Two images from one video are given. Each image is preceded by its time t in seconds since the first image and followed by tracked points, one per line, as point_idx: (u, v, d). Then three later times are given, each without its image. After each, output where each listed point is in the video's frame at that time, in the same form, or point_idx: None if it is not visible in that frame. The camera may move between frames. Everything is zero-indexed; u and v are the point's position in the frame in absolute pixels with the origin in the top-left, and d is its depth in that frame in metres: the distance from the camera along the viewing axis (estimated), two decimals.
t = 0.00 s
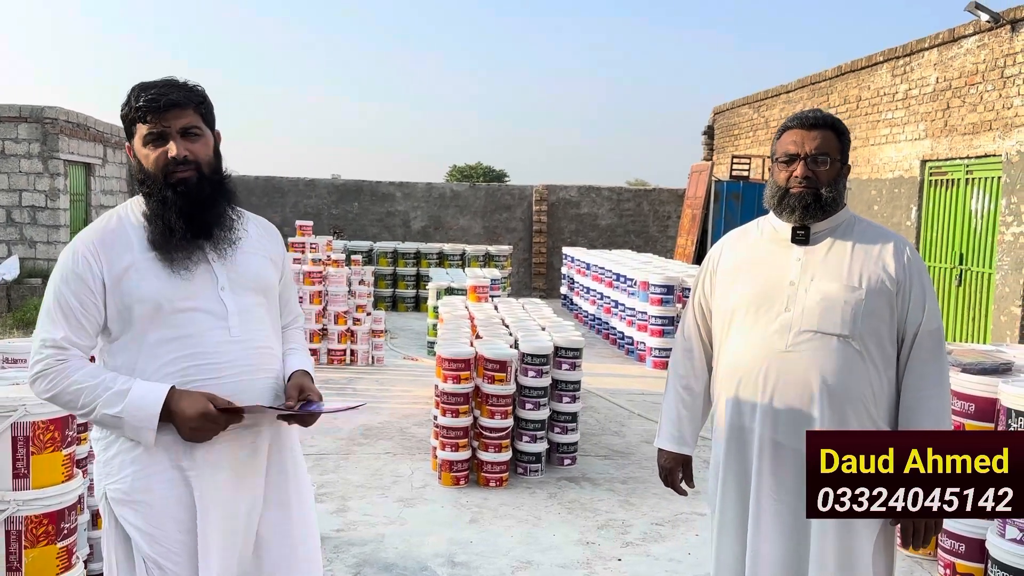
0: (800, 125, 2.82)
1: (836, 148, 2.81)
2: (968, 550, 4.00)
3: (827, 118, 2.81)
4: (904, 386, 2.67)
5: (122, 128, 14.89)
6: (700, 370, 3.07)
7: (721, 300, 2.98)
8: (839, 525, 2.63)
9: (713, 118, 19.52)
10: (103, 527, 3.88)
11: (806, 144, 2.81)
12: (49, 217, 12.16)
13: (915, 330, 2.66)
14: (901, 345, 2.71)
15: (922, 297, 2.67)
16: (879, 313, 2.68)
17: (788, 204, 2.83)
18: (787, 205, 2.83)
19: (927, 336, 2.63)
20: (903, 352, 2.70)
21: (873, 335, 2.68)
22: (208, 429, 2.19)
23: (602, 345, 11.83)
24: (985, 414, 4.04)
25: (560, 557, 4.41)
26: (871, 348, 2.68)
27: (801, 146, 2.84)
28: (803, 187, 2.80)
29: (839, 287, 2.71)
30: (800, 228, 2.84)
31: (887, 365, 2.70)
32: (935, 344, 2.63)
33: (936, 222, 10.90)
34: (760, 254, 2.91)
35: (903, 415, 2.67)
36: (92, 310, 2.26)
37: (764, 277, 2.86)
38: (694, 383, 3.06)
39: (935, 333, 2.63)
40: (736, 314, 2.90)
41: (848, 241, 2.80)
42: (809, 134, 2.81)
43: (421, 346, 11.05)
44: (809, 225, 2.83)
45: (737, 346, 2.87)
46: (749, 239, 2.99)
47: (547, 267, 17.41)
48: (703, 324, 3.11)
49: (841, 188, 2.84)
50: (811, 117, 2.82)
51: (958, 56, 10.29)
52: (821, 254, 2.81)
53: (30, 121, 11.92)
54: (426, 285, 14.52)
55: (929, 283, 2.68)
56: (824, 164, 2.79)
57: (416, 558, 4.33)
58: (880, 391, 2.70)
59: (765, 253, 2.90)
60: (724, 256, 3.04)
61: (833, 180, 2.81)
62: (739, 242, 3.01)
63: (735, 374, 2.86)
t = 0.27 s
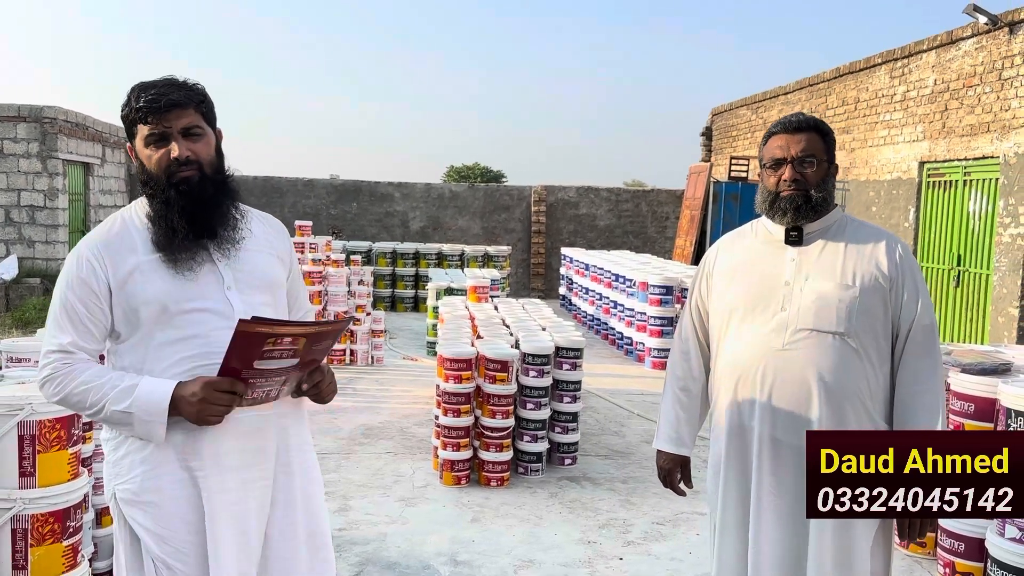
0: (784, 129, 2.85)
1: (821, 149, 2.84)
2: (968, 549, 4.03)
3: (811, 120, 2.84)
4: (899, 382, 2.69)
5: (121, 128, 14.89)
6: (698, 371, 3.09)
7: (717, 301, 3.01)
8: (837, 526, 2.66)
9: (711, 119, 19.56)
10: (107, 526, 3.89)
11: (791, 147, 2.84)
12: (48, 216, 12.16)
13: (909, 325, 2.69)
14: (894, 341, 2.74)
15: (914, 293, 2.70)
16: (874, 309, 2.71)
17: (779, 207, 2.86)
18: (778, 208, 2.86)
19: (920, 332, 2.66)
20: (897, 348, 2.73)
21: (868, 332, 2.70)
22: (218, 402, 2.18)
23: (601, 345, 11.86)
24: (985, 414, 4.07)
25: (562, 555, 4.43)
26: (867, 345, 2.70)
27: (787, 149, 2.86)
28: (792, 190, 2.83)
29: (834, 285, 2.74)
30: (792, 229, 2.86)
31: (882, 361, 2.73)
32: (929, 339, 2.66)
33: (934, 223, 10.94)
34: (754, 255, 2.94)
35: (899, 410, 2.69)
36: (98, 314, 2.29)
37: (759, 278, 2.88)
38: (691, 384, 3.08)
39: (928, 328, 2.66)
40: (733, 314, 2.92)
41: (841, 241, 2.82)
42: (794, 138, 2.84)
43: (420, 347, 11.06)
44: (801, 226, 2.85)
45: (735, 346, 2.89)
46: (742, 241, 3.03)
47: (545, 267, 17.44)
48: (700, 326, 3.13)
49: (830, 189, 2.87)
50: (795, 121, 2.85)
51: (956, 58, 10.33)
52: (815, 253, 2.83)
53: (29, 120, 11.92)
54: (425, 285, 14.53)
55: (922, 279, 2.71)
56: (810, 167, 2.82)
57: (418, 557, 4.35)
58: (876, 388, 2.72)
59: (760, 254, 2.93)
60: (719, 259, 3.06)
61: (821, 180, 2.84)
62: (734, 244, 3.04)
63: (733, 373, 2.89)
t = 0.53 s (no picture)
0: (762, 134, 2.88)
1: (800, 150, 2.86)
2: (966, 548, 4.06)
3: (787, 123, 2.87)
4: (887, 375, 2.71)
5: (120, 128, 14.88)
6: (691, 373, 3.10)
7: (708, 304, 3.02)
8: (831, 526, 2.68)
9: (709, 120, 19.59)
10: (109, 524, 3.93)
11: (769, 150, 2.86)
12: (46, 216, 12.16)
13: (893, 320, 2.71)
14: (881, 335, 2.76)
15: (898, 286, 2.71)
16: (860, 305, 2.73)
17: (762, 209, 2.88)
18: (761, 211, 2.89)
19: (905, 326, 2.68)
20: (883, 342, 2.75)
21: (854, 329, 2.72)
22: (213, 377, 2.20)
23: (599, 345, 11.88)
24: (983, 413, 4.09)
25: (562, 554, 4.45)
26: (853, 342, 2.72)
27: (765, 153, 2.89)
28: (774, 193, 2.85)
29: (819, 285, 2.76)
30: (777, 231, 2.89)
31: (870, 357, 2.75)
32: (914, 331, 2.67)
33: (932, 224, 10.98)
34: (741, 259, 2.96)
35: (886, 403, 2.71)
36: (111, 312, 2.33)
37: (747, 281, 2.90)
38: (685, 388, 3.08)
39: (913, 321, 2.67)
40: (723, 317, 2.94)
41: (824, 241, 2.85)
42: (771, 141, 2.86)
43: (419, 347, 11.07)
44: (786, 227, 2.88)
45: (725, 348, 2.91)
46: (728, 245, 3.05)
47: (543, 268, 17.46)
48: (691, 329, 3.14)
49: (810, 187, 2.90)
50: (771, 124, 2.88)
51: (954, 59, 10.36)
52: (800, 254, 2.86)
53: (28, 121, 11.91)
54: (423, 286, 14.54)
55: (906, 273, 2.73)
56: (789, 167, 2.84)
57: (419, 556, 4.36)
58: (865, 384, 2.74)
59: (747, 257, 2.95)
60: (708, 263, 3.09)
61: (800, 181, 2.87)
62: (721, 249, 3.07)
63: (724, 374, 2.90)
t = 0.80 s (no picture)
0: (736, 140, 2.90)
1: (775, 154, 2.88)
2: (963, 547, 4.08)
3: (762, 127, 2.88)
4: (871, 371, 2.73)
5: (118, 129, 14.88)
6: (680, 378, 3.11)
7: (695, 309, 3.03)
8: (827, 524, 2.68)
9: (707, 121, 19.61)
10: (109, 524, 3.96)
11: (745, 156, 2.88)
12: (45, 217, 12.17)
13: (875, 317, 2.73)
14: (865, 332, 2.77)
15: (880, 282, 2.73)
16: (843, 304, 2.74)
17: (741, 214, 2.90)
18: (740, 216, 2.90)
19: (886, 322, 2.69)
20: (867, 339, 2.76)
21: (839, 329, 2.74)
22: (227, 394, 2.25)
23: (598, 346, 11.90)
24: (980, 413, 4.10)
25: (561, 554, 4.46)
26: (838, 342, 2.74)
27: (741, 159, 2.91)
28: (752, 198, 2.86)
29: (803, 286, 2.77)
30: (758, 235, 2.91)
31: (854, 354, 2.76)
32: (896, 327, 2.69)
33: (929, 225, 11.02)
34: (724, 265, 2.98)
35: (870, 397, 2.73)
36: (131, 307, 2.40)
37: (732, 286, 2.92)
38: (674, 392, 3.09)
39: (894, 317, 2.69)
40: (711, 322, 2.96)
41: (804, 243, 2.86)
42: (747, 147, 2.88)
43: (418, 348, 11.08)
44: (766, 230, 2.89)
45: (714, 352, 2.93)
46: (713, 250, 3.07)
47: (542, 269, 17.48)
48: (679, 333, 3.14)
49: (788, 190, 2.91)
50: (746, 130, 2.89)
51: (951, 60, 10.39)
52: (783, 257, 2.87)
53: (27, 122, 11.92)
54: (422, 287, 14.55)
55: (887, 269, 2.75)
56: (765, 172, 2.86)
57: (419, 556, 4.38)
58: (850, 382, 2.75)
59: (732, 261, 2.97)
60: (694, 269, 3.10)
61: (778, 184, 2.88)
62: (706, 255, 3.08)
63: (713, 376, 2.91)
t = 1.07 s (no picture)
0: (724, 143, 2.94)
1: (762, 157, 2.92)
2: (959, 547, 4.10)
3: (748, 131, 2.92)
4: (858, 369, 2.75)
5: (117, 131, 14.88)
6: (668, 378, 3.13)
7: (686, 310, 3.06)
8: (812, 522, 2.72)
9: (705, 122, 19.64)
10: (108, 525, 3.99)
11: (733, 158, 2.91)
12: (44, 219, 12.18)
13: (862, 314, 2.75)
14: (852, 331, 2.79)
15: (867, 281, 2.75)
16: (831, 303, 2.77)
17: (729, 215, 2.93)
18: (728, 217, 2.93)
19: (873, 320, 2.72)
20: (855, 337, 2.78)
21: (827, 327, 2.76)
22: (244, 395, 2.27)
23: (596, 347, 11.91)
24: (975, 413, 4.13)
25: (558, 554, 4.48)
26: (825, 341, 2.76)
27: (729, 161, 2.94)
28: (739, 198, 2.89)
29: (791, 286, 2.80)
30: (746, 236, 2.93)
31: (842, 354, 2.78)
32: (882, 325, 2.71)
33: (927, 226, 11.05)
34: (714, 267, 3.01)
35: (857, 394, 2.75)
36: (157, 303, 2.46)
37: (721, 287, 2.94)
38: (663, 394, 3.11)
39: (881, 314, 2.71)
40: (701, 323, 2.98)
41: (792, 244, 2.89)
42: (735, 149, 2.92)
43: (417, 349, 11.10)
44: (753, 231, 2.92)
45: (704, 352, 2.95)
46: (702, 253, 3.10)
47: (540, 270, 17.50)
48: (669, 335, 3.16)
49: (775, 191, 2.94)
50: (733, 133, 2.93)
51: (949, 62, 10.42)
52: (771, 258, 2.90)
53: (26, 123, 11.93)
54: (421, 288, 14.56)
55: (873, 267, 2.77)
56: (752, 173, 2.89)
57: (416, 556, 4.40)
58: (837, 380, 2.77)
59: (722, 263, 2.99)
60: (684, 271, 3.13)
61: (765, 186, 2.91)
62: (695, 257, 3.11)
63: (704, 376, 2.93)
